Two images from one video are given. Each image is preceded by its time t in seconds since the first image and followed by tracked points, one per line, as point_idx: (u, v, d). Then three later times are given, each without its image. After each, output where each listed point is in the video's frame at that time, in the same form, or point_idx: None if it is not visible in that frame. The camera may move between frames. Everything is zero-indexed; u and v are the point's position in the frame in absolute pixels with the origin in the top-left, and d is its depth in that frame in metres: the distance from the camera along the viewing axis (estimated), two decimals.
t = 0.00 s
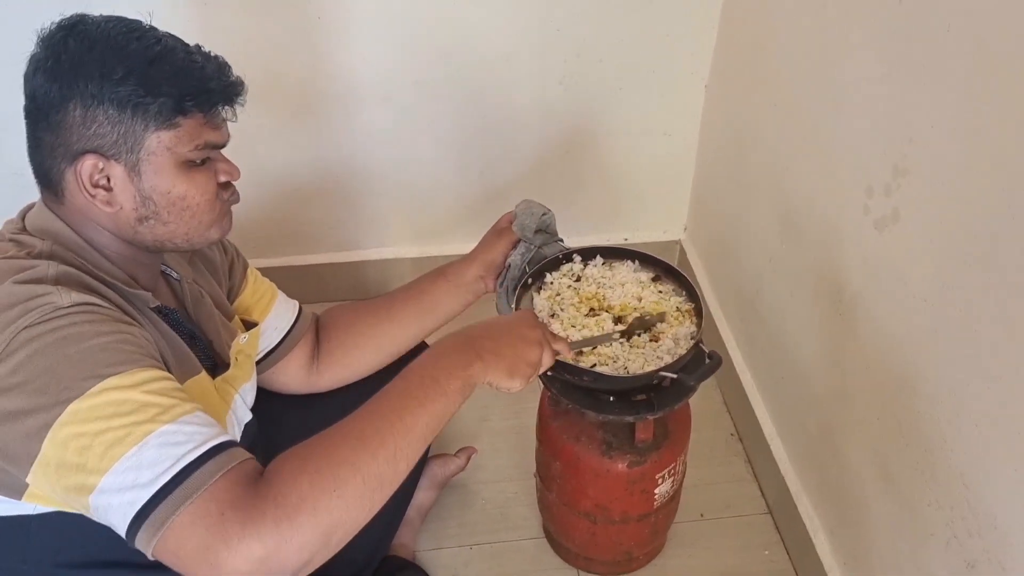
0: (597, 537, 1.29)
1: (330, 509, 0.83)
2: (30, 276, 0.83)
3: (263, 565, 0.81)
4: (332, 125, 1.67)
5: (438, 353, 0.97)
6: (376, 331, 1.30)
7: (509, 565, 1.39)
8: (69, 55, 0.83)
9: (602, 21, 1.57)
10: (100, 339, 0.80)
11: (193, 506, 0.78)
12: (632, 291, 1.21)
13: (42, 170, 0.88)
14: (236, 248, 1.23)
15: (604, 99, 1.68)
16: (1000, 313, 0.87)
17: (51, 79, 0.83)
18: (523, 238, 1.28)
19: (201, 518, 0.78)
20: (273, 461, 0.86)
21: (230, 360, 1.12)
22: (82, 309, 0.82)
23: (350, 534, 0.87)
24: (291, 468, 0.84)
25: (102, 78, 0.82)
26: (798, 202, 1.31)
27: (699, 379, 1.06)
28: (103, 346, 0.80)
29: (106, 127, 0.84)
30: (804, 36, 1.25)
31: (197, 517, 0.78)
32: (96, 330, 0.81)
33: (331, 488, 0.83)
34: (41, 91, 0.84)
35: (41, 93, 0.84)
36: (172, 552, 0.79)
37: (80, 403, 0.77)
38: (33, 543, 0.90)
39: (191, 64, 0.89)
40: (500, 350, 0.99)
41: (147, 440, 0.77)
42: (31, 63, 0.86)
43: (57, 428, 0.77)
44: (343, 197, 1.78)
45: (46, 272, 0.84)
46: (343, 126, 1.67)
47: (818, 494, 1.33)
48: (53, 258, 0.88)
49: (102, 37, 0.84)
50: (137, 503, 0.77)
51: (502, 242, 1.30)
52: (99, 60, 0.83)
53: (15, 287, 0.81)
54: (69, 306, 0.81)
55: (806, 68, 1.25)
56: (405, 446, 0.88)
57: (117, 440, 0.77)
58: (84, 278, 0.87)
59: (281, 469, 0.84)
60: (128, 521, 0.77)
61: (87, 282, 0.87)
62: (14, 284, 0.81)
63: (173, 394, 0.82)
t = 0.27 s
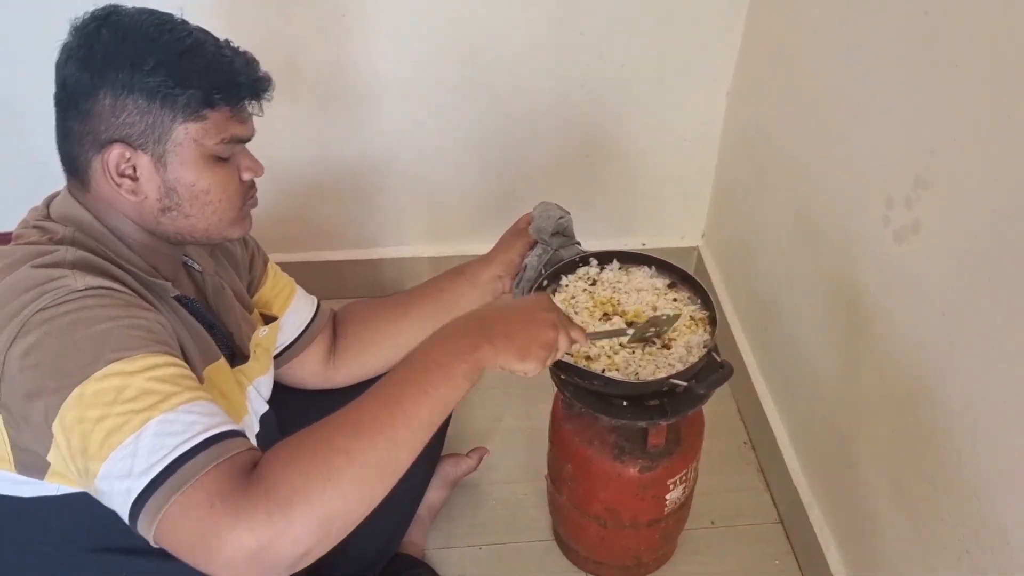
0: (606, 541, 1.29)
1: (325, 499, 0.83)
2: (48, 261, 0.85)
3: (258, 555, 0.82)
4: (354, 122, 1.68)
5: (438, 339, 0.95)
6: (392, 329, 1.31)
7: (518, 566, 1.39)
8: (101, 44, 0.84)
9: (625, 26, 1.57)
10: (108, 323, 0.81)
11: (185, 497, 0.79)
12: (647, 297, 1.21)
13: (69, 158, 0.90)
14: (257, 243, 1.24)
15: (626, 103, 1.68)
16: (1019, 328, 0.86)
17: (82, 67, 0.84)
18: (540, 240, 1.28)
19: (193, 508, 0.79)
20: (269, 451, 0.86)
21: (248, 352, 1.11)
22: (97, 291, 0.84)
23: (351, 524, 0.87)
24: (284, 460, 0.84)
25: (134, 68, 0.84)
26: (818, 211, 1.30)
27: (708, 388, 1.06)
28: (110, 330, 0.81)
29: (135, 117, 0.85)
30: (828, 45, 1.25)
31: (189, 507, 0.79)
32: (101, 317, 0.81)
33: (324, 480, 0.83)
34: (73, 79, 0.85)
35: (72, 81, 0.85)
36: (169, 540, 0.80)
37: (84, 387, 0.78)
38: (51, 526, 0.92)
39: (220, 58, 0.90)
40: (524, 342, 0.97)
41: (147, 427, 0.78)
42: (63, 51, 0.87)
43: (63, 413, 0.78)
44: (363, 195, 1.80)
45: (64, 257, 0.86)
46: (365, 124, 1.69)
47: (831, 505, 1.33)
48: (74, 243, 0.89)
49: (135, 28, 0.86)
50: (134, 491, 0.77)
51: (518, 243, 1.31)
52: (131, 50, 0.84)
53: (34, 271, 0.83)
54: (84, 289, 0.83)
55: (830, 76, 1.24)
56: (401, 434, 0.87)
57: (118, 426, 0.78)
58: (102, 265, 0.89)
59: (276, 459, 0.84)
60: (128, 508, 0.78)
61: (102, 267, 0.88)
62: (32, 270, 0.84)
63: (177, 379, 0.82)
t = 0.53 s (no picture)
0: (612, 548, 1.29)
1: (312, 479, 0.82)
2: (65, 251, 0.87)
3: (242, 531, 0.80)
4: (371, 125, 1.70)
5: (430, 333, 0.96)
6: (401, 331, 1.33)
7: (524, 570, 1.40)
8: (118, 46, 0.86)
9: (643, 32, 1.57)
10: (116, 304, 0.83)
11: (169, 469, 0.78)
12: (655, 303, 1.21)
13: (87, 157, 0.91)
14: (270, 243, 1.26)
15: (642, 110, 1.68)
16: None
17: (100, 68, 0.86)
18: (549, 245, 1.28)
19: (176, 481, 0.77)
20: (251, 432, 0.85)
21: (258, 352, 1.12)
22: (110, 279, 0.85)
23: (336, 508, 0.85)
24: (278, 433, 0.83)
25: (150, 68, 0.85)
26: (831, 221, 1.29)
27: (714, 396, 1.05)
28: (117, 310, 0.82)
29: (150, 117, 0.86)
30: (844, 54, 1.24)
31: (172, 480, 0.77)
32: (102, 302, 0.83)
33: (313, 460, 0.82)
34: (90, 80, 0.87)
35: (90, 82, 0.87)
36: (154, 517, 0.79)
37: (85, 363, 0.79)
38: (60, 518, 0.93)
39: (237, 59, 0.91)
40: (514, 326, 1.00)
41: (141, 401, 0.78)
42: (82, 52, 0.89)
43: (65, 389, 0.79)
44: (379, 197, 1.81)
45: (81, 248, 0.87)
46: (382, 127, 1.70)
47: (840, 518, 1.31)
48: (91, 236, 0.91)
49: (152, 29, 0.87)
50: (122, 464, 0.78)
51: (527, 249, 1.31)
52: (147, 51, 0.86)
53: (49, 262, 0.85)
54: (98, 277, 0.84)
55: (845, 86, 1.23)
56: (394, 420, 0.86)
57: (115, 400, 0.78)
58: (117, 255, 0.90)
59: (261, 439, 0.83)
60: (117, 481, 0.78)
61: (120, 260, 0.90)
62: (47, 261, 0.85)
63: (176, 361, 0.83)
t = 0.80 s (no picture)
0: (613, 547, 1.27)
1: (337, 368, 0.76)
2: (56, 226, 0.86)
3: (261, 417, 0.74)
4: (379, 118, 1.69)
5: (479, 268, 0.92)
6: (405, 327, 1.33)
7: (525, 568, 1.38)
8: (118, 39, 0.85)
9: (653, 25, 1.55)
10: (106, 254, 0.82)
11: (183, 360, 0.73)
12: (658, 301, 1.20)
13: (85, 149, 0.91)
14: (277, 237, 1.25)
15: (652, 104, 1.66)
16: None
17: (99, 60, 0.86)
18: (551, 241, 1.27)
19: (192, 369, 0.73)
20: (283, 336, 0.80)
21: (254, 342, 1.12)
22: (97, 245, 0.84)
23: (367, 410, 0.79)
24: (307, 327, 0.78)
25: (148, 63, 0.85)
26: (841, 218, 1.27)
27: (716, 395, 1.02)
28: (109, 257, 0.81)
29: (147, 112, 0.86)
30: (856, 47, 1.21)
31: (188, 368, 0.73)
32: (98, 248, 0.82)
33: (338, 347, 0.76)
34: (89, 71, 0.87)
35: (89, 74, 0.87)
36: (163, 414, 0.73)
37: (79, 298, 0.77)
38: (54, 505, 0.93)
39: (238, 57, 0.90)
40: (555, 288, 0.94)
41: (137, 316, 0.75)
42: (83, 43, 0.89)
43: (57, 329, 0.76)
44: (387, 190, 1.80)
45: (74, 220, 0.87)
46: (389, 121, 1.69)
47: (846, 520, 1.29)
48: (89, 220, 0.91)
49: (153, 23, 0.87)
50: (129, 372, 0.73)
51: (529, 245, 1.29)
52: (146, 45, 0.85)
53: (40, 236, 0.84)
54: (87, 242, 0.84)
55: (857, 80, 1.21)
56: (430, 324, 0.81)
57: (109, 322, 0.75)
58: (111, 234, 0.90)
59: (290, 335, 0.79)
60: (123, 392, 0.73)
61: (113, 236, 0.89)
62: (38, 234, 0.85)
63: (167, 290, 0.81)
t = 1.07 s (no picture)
0: (638, 547, 1.27)
1: (380, 398, 0.77)
2: (100, 211, 0.88)
3: (296, 427, 0.77)
4: (412, 114, 1.70)
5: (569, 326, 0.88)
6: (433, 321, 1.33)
7: (550, 565, 1.39)
8: (159, 26, 0.87)
9: (687, 23, 1.54)
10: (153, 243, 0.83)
11: (230, 362, 0.76)
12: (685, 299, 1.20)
13: (124, 135, 0.93)
14: (307, 227, 1.27)
15: (684, 103, 1.65)
16: None
17: (141, 47, 0.87)
18: (578, 240, 1.28)
19: (237, 372, 0.75)
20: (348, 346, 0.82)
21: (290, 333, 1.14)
22: (141, 232, 0.86)
23: (399, 444, 0.80)
24: (371, 349, 0.79)
25: (188, 50, 0.86)
26: (875, 219, 1.25)
27: (750, 394, 1.02)
28: (155, 248, 0.83)
29: (188, 98, 0.87)
30: (894, 47, 1.20)
31: (235, 370, 0.75)
32: (144, 236, 0.84)
33: (387, 378, 0.78)
34: (130, 59, 0.88)
35: (130, 61, 0.88)
36: (207, 414, 0.76)
37: (125, 293, 0.78)
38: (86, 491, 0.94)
39: (276, 44, 0.92)
40: (630, 345, 0.89)
41: (185, 312, 0.77)
42: (123, 30, 0.91)
43: (105, 323, 0.78)
44: (418, 187, 1.82)
45: (116, 206, 0.89)
46: (422, 117, 1.70)
47: (875, 526, 1.28)
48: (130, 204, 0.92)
49: (193, 11, 0.88)
50: (178, 371, 0.75)
51: (557, 242, 1.30)
52: (187, 32, 0.87)
53: (82, 222, 0.87)
54: (131, 229, 0.86)
55: (895, 79, 1.19)
56: (487, 381, 0.80)
57: (158, 316, 0.77)
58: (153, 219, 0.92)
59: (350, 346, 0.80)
60: (170, 392, 0.76)
61: (153, 222, 0.91)
62: (82, 220, 0.87)
63: (210, 279, 0.83)
